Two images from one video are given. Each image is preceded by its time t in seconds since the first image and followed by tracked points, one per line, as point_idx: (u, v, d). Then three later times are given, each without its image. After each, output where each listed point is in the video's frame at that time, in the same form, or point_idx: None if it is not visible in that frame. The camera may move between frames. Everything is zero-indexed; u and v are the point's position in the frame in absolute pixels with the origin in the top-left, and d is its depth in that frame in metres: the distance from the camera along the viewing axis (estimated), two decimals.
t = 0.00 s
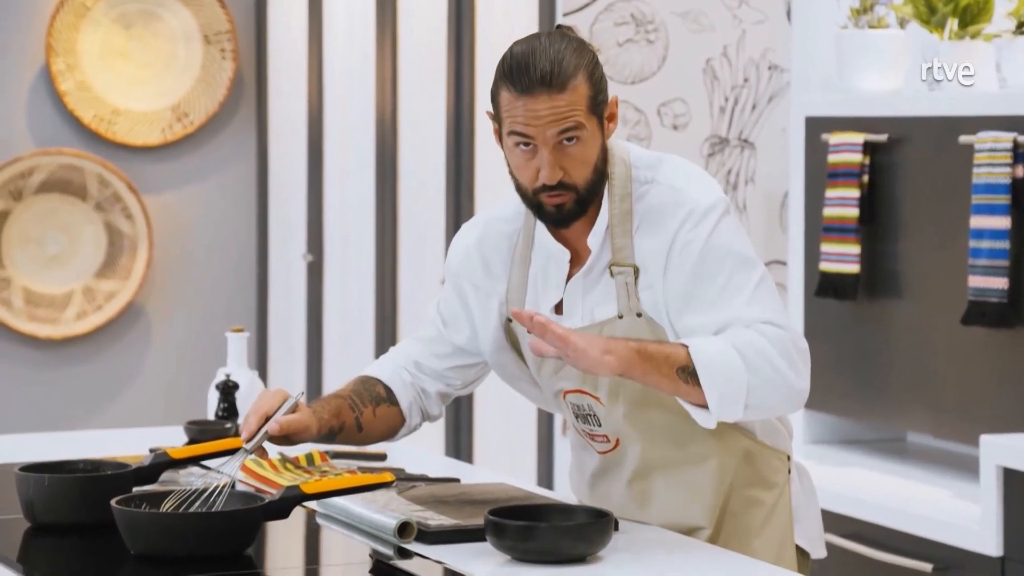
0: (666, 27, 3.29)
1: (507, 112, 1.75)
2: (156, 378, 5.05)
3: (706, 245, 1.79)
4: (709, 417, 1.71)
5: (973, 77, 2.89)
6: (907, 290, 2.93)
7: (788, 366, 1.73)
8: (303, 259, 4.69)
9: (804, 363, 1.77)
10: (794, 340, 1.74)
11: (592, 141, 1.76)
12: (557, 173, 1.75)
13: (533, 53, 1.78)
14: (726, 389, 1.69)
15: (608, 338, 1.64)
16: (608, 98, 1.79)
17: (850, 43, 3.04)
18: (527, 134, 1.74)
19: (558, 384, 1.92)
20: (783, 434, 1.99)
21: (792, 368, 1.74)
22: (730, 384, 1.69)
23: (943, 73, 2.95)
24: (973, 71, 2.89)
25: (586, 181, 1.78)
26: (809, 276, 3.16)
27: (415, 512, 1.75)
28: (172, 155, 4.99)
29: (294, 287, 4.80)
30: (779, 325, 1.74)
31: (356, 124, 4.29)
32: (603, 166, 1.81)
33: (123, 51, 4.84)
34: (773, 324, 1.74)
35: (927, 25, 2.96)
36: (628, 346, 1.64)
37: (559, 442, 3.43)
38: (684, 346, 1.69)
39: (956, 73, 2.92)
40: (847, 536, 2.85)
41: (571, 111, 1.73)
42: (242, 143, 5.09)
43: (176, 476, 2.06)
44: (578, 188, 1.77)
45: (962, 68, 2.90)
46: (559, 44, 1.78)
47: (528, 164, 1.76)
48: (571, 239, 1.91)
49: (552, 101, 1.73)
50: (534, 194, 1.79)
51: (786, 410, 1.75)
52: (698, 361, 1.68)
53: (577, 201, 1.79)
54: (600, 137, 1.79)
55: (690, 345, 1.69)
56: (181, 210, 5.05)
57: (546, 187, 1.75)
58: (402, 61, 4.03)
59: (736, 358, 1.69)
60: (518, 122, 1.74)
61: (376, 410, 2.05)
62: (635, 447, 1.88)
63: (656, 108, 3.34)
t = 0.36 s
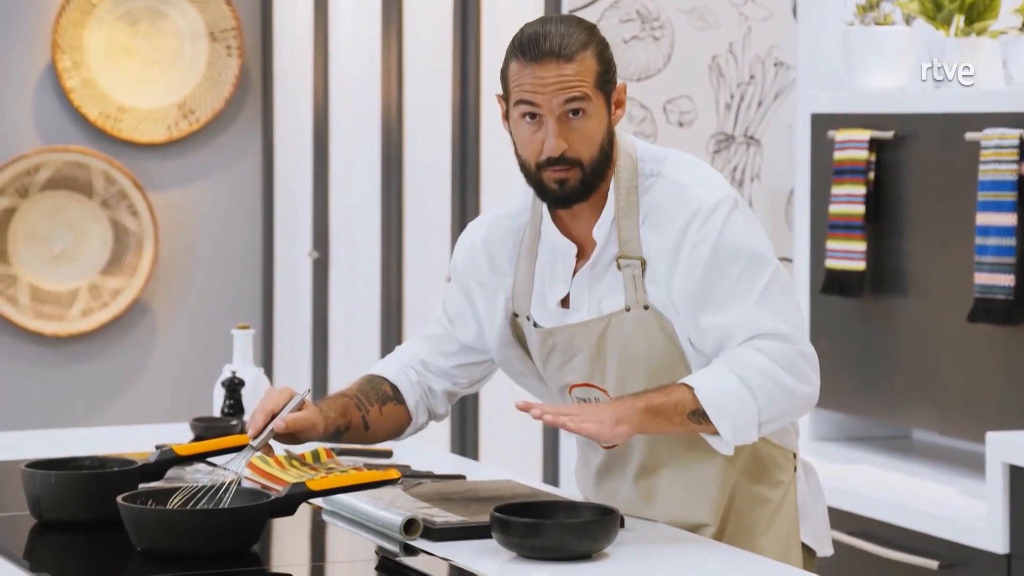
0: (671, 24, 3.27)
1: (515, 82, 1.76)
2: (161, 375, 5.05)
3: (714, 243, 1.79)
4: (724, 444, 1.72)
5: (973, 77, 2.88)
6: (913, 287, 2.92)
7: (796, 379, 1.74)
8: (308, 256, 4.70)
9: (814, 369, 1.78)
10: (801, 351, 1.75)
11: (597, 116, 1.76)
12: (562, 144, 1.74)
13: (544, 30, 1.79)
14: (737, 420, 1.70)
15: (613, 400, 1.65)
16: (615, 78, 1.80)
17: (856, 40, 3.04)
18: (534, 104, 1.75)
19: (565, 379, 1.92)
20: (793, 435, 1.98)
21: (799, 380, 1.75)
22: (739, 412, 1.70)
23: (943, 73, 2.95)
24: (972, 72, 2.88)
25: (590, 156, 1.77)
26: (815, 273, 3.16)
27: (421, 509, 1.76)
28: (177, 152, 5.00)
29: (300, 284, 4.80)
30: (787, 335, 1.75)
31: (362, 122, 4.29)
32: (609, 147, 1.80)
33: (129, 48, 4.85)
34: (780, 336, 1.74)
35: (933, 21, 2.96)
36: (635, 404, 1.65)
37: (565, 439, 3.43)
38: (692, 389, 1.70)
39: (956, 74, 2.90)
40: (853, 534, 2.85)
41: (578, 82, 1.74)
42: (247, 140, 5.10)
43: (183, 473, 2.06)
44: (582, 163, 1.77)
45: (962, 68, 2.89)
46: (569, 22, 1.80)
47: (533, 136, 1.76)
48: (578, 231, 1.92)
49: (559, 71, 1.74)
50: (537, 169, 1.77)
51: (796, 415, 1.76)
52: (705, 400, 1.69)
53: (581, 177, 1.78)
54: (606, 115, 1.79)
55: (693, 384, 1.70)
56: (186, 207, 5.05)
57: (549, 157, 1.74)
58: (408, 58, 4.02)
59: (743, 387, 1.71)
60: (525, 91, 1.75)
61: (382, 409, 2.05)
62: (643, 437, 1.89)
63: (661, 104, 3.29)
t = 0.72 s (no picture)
0: (676, 23, 3.25)
1: (508, 84, 1.77)
2: (165, 374, 5.05)
3: (721, 242, 1.78)
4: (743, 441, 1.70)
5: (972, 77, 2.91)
6: (918, 286, 2.92)
7: (810, 372, 1.74)
8: (313, 255, 4.70)
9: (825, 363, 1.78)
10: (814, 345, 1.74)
11: (591, 118, 1.77)
12: (554, 146, 1.75)
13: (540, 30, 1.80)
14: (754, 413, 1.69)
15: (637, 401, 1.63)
16: (612, 78, 1.80)
17: (861, 39, 3.04)
18: (526, 107, 1.75)
19: (567, 379, 1.92)
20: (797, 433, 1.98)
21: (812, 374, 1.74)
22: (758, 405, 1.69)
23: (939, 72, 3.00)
24: (972, 72, 2.90)
25: (585, 156, 1.77)
26: (819, 273, 3.15)
27: (426, 509, 1.76)
28: (181, 151, 5.00)
29: (305, 283, 4.81)
30: (798, 329, 1.75)
31: (367, 123, 4.29)
32: (606, 147, 1.80)
33: (133, 47, 4.85)
34: (791, 332, 1.74)
35: (938, 21, 2.96)
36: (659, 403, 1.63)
37: (569, 439, 3.43)
38: (713, 387, 1.68)
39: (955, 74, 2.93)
40: (858, 534, 2.85)
41: (569, 85, 1.74)
42: (252, 140, 5.10)
43: (187, 472, 2.06)
44: (577, 164, 1.77)
45: (962, 68, 2.92)
46: (565, 22, 1.80)
47: (526, 138, 1.77)
48: (580, 229, 1.92)
49: (550, 74, 1.74)
50: (533, 170, 1.78)
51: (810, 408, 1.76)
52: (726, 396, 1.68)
53: (577, 178, 1.78)
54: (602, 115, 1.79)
55: (712, 382, 1.69)
56: (190, 206, 5.05)
57: (543, 160, 1.75)
58: (412, 58, 4.03)
59: (762, 383, 1.70)
60: (517, 93, 1.76)
61: (391, 401, 2.04)
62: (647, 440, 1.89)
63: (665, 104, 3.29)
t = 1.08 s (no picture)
0: (677, 23, 3.30)
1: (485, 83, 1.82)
2: (167, 374, 5.06)
3: (717, 247, 1.78)
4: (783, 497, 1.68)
5: (973, 77, 2.92)
6: (920, 286, 2.92)
7: (808, 393, 1.74)
8: (315, 255, 4.70)
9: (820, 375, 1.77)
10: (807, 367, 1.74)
11: (561, 117, 1.80)
12: (523, 145, 1.79)
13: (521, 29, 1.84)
14: (770, 462, 1.67)
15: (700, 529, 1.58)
16: (589, 77, 1.82)
17: (863, 39, 3.04)
18: (499, 106, 1.80)
19: (566, 380, 1.92)
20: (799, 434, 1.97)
21: (809, 392, 1.74)
22: (767, 447, 1.67)
23: (942, 73, 3.05)
24: (972, 72, 2.92)
25: (556, 156, 1.80)
26: (820, 273, 3.15)
27: (428, 509, 1.76)
28: (182, 151, 5.00)
29: (306, 283, 4.81)
30: (791, 349, 1.74)
31: (369, 123, 4.30)
32: (584, 147, 1.83)
33: (135, 48, 4.86)
34: (785, 350, 1.74)
35: (940, 21, 2.96)
36: (722, 519, 1.60)
37: (570, 439, 3.44)
38: (755, 475, 1.66)
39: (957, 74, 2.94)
40: (859, 534, 2.85)
41: (536, 85, 1.78)
42: (253, 140, 5.10)
43: (189, 472, 2.06)
44: (549, 164, 1.80)
45: (962, 68, 2.93)
46: (545, 20, 1.84)
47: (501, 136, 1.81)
48: (575, 229, 1.93)
49: (519, 73, 1.78)
50: (511, 168, 1.83)
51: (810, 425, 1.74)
52: (769, 479, 1.66)
53: (552, 177, 1.81)
54: (578, 115, 1.82)
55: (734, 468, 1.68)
56: (191, 206, 5.05)
57: (513, 157, 1.79)
58: (414, 57, 4.03)
59: (778, 434, 1.69)
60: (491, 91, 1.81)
61: (387, 409, 2.05)
62: (645, 442, 1.88)
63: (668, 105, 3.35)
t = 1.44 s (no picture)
0: (677, 23, 3.31)
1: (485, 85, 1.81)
2: (167, 374, 5.06)
3: (720, 243, 1.79)
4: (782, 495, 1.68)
5: (973, 77, 2.91)
6: (920, 286, 2.92)
7: (805, 389, 1.74)
8: (315, 255, 4.70)
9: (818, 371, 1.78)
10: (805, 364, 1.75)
11: (561, 118, 1.80)
12: (523, 146, 1.79)
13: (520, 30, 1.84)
14: (770, 462, 1.67)
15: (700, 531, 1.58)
16: (589, 78, 1.82)
17: (863, 39, 3.04)
18: (499, 107, 1.80)
19: (569, 379, 1.92)
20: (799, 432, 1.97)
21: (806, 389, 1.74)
22: (766, 447, 1.68)
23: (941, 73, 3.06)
24: (972, 72, 2.90)
25: (557, 156, 1.80)
26: (821, 273, 3.15)
27: (428, 510, 1.76)
28: (183, 152, 5.00)
29: (306, 284, 4.81)
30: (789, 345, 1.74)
31: (369, 123, 4.30)
32: (584, 147, 1.83)
33: (136, 48, 4.86)
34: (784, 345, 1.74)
35: (940, 22, 2.96)
36: (723, 522, 1.60)
37: (570, 439, 3.44)
38: (755, 477, 1.66)
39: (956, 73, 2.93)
40: (860, 535, 2.85)
41: (536, 85, 1.78)
42: (254, 140, 5.10)
43: (189, 473, 2.05)
44: (550, 165, 1.80)
45: (962, 68, 2.92)
46: (545, 22, 1.84)
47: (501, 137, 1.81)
48: (578, 229, 1.93)
49: (518, 74, 1.78)
50: (511, 169, 1.83)
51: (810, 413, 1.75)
52: (768, 480, 1.66)
53: (552, 178, 1.81)
54: (578, 116, 1.82)
55: (731, 469, 1.68)
56: (192, 206, 5.05)
57: (513, 158, 1.79)
58: (414, 57, 4.03)
59: (777, 435, 1.69)
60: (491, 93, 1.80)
61: (383, 410, 2.05)
62: (648, 441, 1.87)
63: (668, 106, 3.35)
